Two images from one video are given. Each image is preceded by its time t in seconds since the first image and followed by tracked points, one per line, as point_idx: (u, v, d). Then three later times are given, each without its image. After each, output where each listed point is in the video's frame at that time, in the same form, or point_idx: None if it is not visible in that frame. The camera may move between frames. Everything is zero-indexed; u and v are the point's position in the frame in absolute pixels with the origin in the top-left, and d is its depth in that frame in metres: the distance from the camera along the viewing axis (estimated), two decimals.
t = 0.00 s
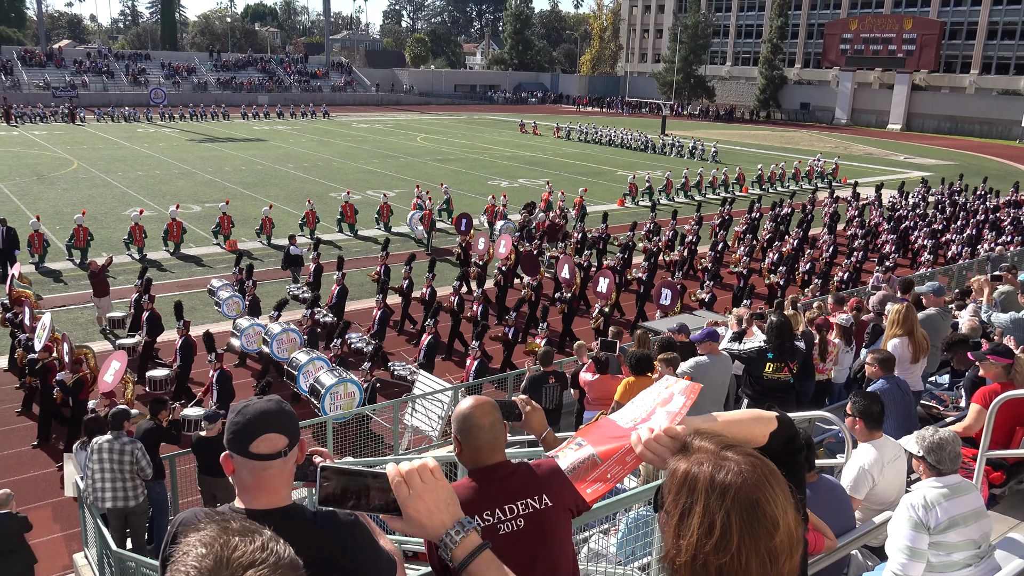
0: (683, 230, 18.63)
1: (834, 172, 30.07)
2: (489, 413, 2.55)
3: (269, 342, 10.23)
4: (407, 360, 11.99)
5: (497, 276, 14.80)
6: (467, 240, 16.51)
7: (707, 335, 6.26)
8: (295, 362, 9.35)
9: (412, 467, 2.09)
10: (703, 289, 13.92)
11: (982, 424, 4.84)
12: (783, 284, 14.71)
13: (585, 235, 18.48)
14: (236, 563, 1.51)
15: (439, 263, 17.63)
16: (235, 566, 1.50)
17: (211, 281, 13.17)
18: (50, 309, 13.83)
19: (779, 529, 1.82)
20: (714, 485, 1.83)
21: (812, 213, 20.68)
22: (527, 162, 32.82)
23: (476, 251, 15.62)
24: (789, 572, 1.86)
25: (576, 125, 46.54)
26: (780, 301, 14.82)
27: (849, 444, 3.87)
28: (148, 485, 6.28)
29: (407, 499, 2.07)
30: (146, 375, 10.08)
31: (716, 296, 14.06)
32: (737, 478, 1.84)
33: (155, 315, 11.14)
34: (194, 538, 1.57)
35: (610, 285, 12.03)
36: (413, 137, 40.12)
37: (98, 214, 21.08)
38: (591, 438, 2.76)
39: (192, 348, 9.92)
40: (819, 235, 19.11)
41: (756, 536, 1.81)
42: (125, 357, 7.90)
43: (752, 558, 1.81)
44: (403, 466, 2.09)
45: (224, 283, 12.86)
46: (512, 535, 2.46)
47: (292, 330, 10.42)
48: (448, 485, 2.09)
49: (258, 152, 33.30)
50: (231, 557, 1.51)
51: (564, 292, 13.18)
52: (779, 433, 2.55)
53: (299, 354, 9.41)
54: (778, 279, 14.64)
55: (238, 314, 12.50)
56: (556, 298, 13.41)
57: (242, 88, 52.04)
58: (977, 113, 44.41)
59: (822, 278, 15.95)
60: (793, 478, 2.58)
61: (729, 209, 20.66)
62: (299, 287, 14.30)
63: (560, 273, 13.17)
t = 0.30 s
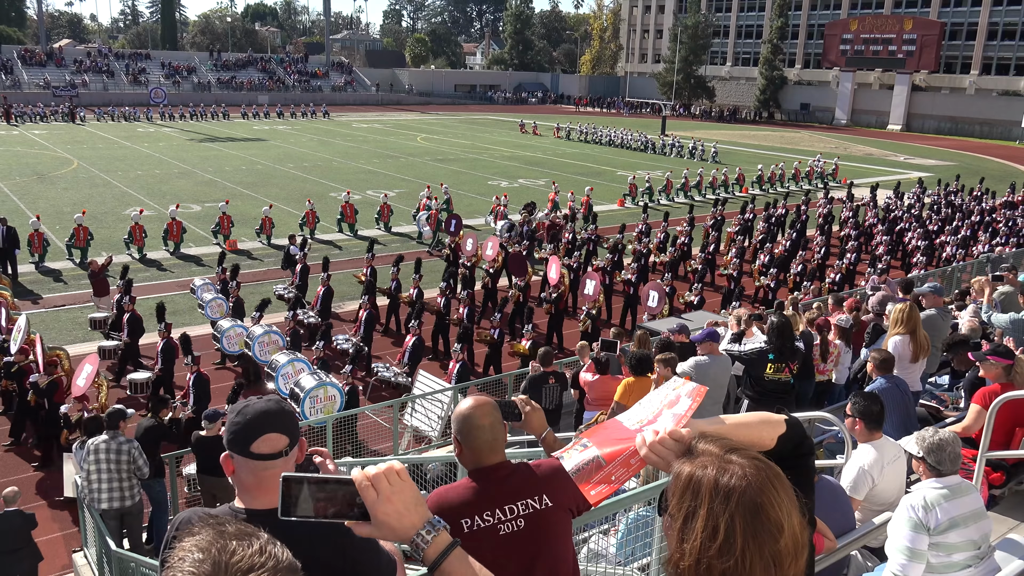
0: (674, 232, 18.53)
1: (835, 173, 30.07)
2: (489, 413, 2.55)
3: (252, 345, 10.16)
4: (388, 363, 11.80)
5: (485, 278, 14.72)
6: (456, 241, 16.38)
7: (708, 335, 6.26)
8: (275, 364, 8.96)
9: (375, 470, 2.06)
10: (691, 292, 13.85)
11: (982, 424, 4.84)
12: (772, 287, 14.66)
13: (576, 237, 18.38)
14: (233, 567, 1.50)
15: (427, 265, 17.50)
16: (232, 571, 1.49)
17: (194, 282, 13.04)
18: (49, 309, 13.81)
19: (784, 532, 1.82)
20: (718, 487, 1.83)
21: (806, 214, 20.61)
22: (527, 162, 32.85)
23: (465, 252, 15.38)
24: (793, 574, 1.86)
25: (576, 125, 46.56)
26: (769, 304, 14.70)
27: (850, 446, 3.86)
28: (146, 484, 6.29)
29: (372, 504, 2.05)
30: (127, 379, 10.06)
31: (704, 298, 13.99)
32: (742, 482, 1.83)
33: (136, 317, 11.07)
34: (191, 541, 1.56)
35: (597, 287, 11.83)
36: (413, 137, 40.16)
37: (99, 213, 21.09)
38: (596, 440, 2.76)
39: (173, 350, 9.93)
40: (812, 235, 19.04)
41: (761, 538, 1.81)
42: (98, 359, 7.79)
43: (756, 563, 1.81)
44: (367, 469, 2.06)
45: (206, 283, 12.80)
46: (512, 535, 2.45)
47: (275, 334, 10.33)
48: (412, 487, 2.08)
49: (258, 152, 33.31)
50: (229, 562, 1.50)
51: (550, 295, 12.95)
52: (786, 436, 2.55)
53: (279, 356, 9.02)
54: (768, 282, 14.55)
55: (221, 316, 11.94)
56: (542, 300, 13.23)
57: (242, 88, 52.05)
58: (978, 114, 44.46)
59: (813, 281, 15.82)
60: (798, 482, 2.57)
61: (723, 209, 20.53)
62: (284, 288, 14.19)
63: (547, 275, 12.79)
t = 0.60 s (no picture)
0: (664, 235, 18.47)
1: (835, 173, 30.00)
2: (491, 415, 2.56)
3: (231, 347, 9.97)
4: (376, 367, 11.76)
5: (472, 281, 14.54)
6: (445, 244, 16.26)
7: (708, 335, 6.25)
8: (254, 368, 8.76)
9: (337, 476, 2.02)
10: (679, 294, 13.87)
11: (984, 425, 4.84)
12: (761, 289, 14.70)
13: (566, 239, 18.28)
14: (240, 569, 1.50)
15: (413, 268, 17.27)
16: (240, 573, 1.48)
17: (176, 285, 12.72)
18: (49, 310, 13.81)
19: (791, 538, 1.82)
20: (725, 493, 1.83)
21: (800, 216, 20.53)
22: (527, 162, 32.86)
23: (453, 255, 15.18)
24: None
25: (576, 126, 46.60)
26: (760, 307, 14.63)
27: (851, 446, 3.85)
28: (146, 484, 6.32)
29: (336, 510, 2.00)
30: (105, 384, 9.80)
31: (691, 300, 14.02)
32: (747, 488, 1.83)
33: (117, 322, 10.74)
34: (194, 546, 1.55)
35: (584, 290, 11.58)
36: (414, 138, 40.19)
37: (100, 215, 21.11)
38: (601, 443, 2.74)
39: (153, 354, 9.78)
40: (804, 236, 19.02)
41: (768, 544, 1.81)
42: (73, 365, 7.51)
43: (759, 568, 1.81)
44: (328, 474, 2.02)
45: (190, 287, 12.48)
46: (513, 537, 2.45)
47: (255, 336, 10.12)
48: (373, 490, 2.04)
49: (258, 154, 33.35)
50: (236, 565, 1.50)
51: (539, 299, 12.80)
52: (793, 440, 2.55)
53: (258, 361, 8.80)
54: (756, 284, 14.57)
55: (205, 319, 11.85)
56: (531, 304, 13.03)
57: (243, 89, 52.10)
58: (978, 114, 44.48)
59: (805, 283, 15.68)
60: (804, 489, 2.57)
61: (715, 211, 20.51)
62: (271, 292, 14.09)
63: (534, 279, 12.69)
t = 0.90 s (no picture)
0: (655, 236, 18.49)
1: (836, 173, 29.96)
2: (491, 416, 2.58)
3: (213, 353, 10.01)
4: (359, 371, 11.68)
5: (460, 284, 14.49)
6: (432, 245, 16.16)
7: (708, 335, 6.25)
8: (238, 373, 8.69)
9: (299, 483, 2.02)
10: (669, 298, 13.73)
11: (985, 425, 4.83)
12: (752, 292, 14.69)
13: (557, 241, 18.26)
14: (252, 569, 1.51)
15: (399, 271, 17.12)
16: (251, 574, 1.49)
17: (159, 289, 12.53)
18: (51, 312, 13.84)
19: (792, 542, 1.82)
20: (726, 497, 1.83)
21: (795, 217, 20.53)
22: (527, 163, 32.85)
23: (441, 258, 15.13)
24: None
25: (577, 126, 46.62)
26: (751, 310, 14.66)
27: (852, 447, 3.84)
28: (145, 485, 6.31)
29: (295, 517, 2.01)
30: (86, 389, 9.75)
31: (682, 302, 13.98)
32: (748, 491, 1.83)
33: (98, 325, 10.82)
34: (202, 549, 1.55)
35: (571, 294, 11.47)
36: (414, 139, 40.19)
37: (101, 216, 21.12)
38: (603, 445, 2.73)
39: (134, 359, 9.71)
40: (796, 239, 19.08)
41: (769, 549, 1.81)
42: (46, 373, 7.51)
43: (761, 569, 1.81)
44: (286, 485, 2.02)
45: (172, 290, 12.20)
46: (514, 538, 2.44)
47: (238, 341, 10.17)
48: (332, 497, 2.04)
49: (259, 155, 33.36)
50: (247, 566, 1.50)
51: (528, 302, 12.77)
52: (796, 443, 2.54)
53: (242, 365, 8.72)
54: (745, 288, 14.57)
55: (188, 324, 11.84)
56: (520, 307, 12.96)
57: (243, 90, 52.13)
58: (979, 114, 44.51)
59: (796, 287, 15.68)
60: (805, 493, 2.57)
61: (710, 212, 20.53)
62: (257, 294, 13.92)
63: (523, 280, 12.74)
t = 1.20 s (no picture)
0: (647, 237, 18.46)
1: (836, 174, 29.93)
2: (490, 417, 2.57)
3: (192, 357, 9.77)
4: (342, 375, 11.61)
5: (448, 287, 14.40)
6: (419, 248, 16.16)
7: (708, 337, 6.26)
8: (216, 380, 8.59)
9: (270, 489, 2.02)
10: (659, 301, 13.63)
11: (985, 426, 4.83)
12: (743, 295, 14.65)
13: (548, 243, 18.23)
14: (254, 570, 1.51)
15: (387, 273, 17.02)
16: (256, 574, 1.49)
17: (140, 292, 12.43)
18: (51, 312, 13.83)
19: (781, 545, 1.82)
20: (716, 497, 1.83)
21: (789, 220, 20.53)
22: (527, 164, 32.86)
23: (428, 260, 15.08)
24: None
25: (577, 128, 46.64)
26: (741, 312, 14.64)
27: (852, 448, 3.84)
28: (145, 485, 6.31)
29: (272, 521, 2.00)
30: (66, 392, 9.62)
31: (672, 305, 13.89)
32: (740, 492, 1.82)
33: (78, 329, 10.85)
34: (201, 552, 1.54)
35: (559, 297, 11.43)
36: (415, 140, 40.22)
37: (101, 217, 21.13)
38: (603, 444, 2.73)
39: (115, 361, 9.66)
40: (791, 241, 19.06)
41: (758, 553, 1.81)
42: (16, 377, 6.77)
43: (751, 571, 1.81)
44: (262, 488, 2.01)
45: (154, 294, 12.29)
46: (514, 539, 2.44)
47: (217, 345, 9.95)
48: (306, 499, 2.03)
49: (260, 155, 33.39)
50: (250, 565, 1.51)
51: (516, 304, 12.75)
52: (798, 445, 2.54)
53: (220, 372, 8.65)
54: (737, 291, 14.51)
55: (170, 327, 11.69)
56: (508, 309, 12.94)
57: (244, 91, 52.16)
58: (980, 115, 44.57)
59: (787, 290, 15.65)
60: (804, 494, 2.57)
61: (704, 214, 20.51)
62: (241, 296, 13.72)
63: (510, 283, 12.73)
